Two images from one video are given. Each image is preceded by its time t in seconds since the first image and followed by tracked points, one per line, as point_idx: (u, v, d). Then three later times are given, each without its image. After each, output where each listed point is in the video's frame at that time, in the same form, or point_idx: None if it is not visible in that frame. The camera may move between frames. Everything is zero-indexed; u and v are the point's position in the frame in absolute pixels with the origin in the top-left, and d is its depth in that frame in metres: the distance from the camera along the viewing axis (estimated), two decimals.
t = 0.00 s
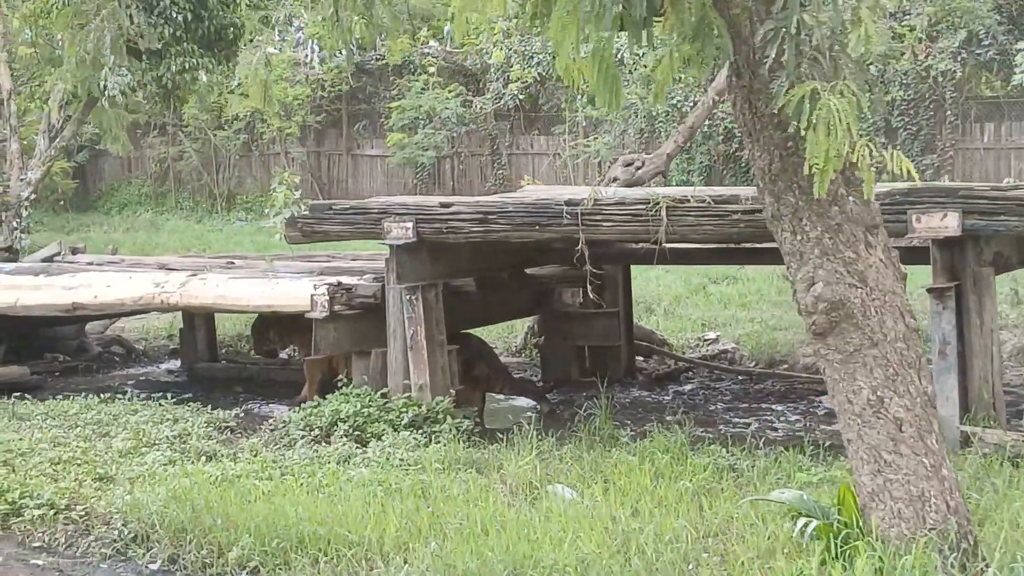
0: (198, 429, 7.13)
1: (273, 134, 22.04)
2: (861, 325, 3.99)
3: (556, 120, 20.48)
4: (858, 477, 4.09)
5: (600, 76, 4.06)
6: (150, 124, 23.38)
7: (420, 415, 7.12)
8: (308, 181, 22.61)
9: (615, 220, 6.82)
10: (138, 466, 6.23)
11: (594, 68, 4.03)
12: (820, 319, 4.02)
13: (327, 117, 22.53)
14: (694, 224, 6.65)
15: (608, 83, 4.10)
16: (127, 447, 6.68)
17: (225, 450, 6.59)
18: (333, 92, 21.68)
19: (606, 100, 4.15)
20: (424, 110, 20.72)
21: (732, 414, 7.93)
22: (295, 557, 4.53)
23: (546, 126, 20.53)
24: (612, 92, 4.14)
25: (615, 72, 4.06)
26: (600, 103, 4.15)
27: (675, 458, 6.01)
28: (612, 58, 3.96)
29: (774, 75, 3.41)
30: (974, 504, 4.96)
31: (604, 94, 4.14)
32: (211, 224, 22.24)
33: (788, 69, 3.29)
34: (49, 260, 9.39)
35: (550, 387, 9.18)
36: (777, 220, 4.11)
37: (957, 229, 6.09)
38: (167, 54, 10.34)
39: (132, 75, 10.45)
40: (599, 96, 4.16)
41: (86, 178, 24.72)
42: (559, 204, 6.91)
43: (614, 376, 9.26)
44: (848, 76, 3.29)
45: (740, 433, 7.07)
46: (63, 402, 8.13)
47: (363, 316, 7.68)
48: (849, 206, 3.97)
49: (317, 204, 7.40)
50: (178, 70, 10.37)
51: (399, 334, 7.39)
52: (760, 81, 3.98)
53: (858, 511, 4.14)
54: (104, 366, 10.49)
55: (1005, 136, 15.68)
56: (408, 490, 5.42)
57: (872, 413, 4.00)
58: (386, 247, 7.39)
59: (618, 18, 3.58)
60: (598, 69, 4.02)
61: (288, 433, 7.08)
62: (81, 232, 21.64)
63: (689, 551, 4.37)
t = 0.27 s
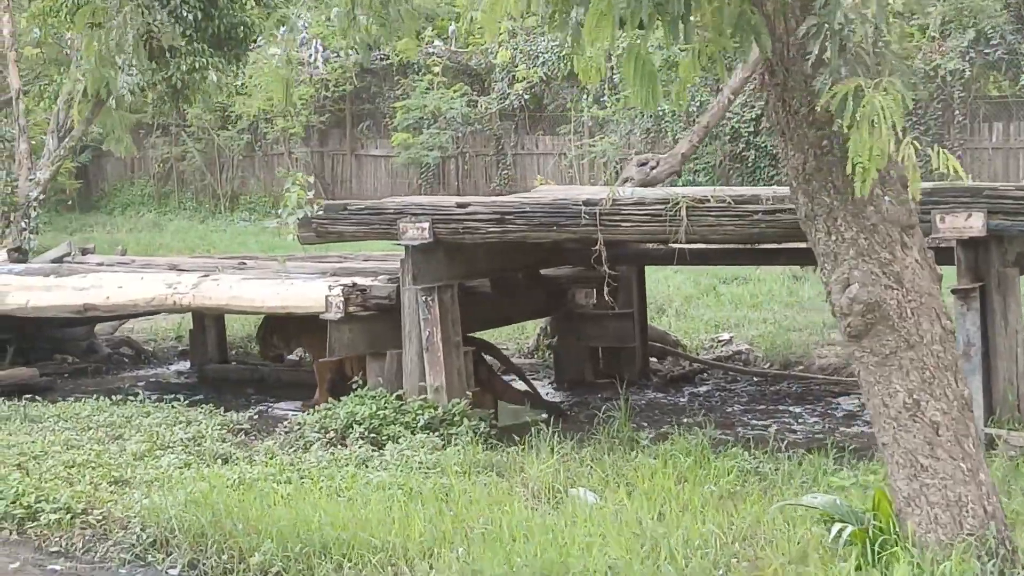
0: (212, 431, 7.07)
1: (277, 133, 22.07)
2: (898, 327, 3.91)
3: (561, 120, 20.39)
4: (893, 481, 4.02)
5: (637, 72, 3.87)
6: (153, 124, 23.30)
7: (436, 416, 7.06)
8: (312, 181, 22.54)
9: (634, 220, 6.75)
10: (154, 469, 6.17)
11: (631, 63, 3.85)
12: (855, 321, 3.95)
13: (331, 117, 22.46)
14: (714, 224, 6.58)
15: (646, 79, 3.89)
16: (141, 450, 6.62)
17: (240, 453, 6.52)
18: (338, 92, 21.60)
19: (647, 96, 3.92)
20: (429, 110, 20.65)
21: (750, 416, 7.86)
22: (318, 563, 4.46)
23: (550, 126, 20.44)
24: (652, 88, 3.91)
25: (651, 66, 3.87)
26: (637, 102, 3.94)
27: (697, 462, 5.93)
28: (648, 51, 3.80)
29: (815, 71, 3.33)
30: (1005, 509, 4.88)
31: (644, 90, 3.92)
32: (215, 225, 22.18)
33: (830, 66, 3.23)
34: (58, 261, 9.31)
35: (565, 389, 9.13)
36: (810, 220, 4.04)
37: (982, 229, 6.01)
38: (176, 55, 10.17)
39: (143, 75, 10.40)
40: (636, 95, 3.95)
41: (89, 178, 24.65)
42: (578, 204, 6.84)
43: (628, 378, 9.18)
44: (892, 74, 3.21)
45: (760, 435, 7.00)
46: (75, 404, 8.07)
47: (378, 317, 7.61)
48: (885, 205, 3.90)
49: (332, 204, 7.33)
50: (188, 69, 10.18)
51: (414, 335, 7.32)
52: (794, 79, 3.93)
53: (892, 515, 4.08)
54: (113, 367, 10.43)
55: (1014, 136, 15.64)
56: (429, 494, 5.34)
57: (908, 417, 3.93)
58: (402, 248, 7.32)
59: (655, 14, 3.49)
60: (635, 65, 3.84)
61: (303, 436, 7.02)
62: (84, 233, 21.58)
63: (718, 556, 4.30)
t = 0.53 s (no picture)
0: (226, 433, 7.00)
1: (280, 134, 22.06)
2: (933, 328, 3.85)
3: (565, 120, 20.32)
4: (928, 486, 3.96)
5: (672, 69, 3.80)
6: (156, 124, 23.24)
7: (452, 418, 6.99)
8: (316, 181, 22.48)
9: (652, 220, 6.68)
10: (169, 472, 6.10)
11: (665, 59, 3.78)
12: (890, 323, 3.88)
13: (334, 117, 22.40)
14: (734, 224, 6.51)
15: (680, 77, 3.82)
16: (155, 452, 6.55)
17: (255, 455, 6.45)
18: (341, 91, 21.54)
19: (682, 94, 3.85)
20: (433, 110, 20.60)
21: (766, 417, 7.79)
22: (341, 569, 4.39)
23: (554, 125, 20.38)
24: (687, 86, 3.84)
25: (686, 62, 3.79)
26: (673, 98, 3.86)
27: (719, 464, 5.87)
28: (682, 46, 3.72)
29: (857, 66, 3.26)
30: None
31: (679, 88, 3.85)
32: (218, 225, 22.12)
33: (873, 63, 3.16)
34: (68, 262, 9.24)
35: (578, 390, 9.06)
36: (844, 220, 3.98)
37: (1005, 229, 5.91)
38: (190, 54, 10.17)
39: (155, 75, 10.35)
40: (671, 92, 3.87)
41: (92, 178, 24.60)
42: (595, 204, 6.78)
43: (642, 379, 9.10)
44: (936, 71, 3.14)
45: (779, 437, 6.94)
46: (86, 406, 8.00)
47: (392, 318, 7.54)
48: (920, 205, 3.83)
49: (346, 204, 7.26)
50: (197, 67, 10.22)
51: (429, 336, 7.25)
52: (828, 76, 3.87)
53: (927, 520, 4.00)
54: (122, 369, 10.37)
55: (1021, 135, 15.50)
56: (450, 498, 5.28)
57: (944, 420, 3.86)
58: (416, 248, 7.25)
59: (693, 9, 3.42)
60: (669, 61, 3.76)
61: (318, 438, 6.95)
62: (87, 232, 21.53)
63: (748, 561, 4.23)
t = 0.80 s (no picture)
0: (241, 435, 6.94)
1: (284, 134, 21.99)
2: (970, 330, 3.79)
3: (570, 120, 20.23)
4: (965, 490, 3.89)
5: (709, 68, 3.75)
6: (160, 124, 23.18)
7: (468, 420, 6.94)
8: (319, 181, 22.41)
9: (671, 220, 6.62)
10: (186, 475, 6.05)
11: (703, 61, 3.72)
12: (927, 324, 3.82)
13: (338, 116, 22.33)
14: (754, 224, 6.45)
15: (718, 77, 3.79)
16: (170, 455, 6.49)
17: (271, 457, 6.40)
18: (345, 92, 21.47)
19: (720, 93, 3.84)
20: (437, 110, 20.53)
21: (783, 419, 7.73)
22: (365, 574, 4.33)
23: (559, 125, 20.33)
24: (724, 83, 3.82)
25: (724, 60, 3.73)
26: (708, 97, 3.83)
27: (741, 467, 5.81)
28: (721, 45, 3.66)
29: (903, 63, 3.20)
30: None
31: (716, 87, 3.82)
32: (222, 225, 22.05)
33: (918, 60, 3.11)
34: (78, 262, 9.19)
35: (592, 391, 9.00)
36: (878, 220, 3.91)
37: None
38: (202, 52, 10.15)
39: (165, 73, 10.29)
40: (707, 92, 3.84)
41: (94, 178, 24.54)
42: (613, 203, 6.72)
43: (656, 380, 9.04)
44: (983, 68, 3.08)
45: (798, 439, 6.88)
46: (98, 407, 7.95)
47: (407, 319, 7.47)
48: (957, 205, 3.77)
49: (361, 204, 7.20)
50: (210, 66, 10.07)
51: (445, 337, 7.19)
52: (863, 74, 3.82)
53: (964, 523, 3.93)
54: (131, 370, 10.30)
55: None
56: (471, 502, 5.21)
57: (981, 422, 3.80)
58: (432, 248, 7.20)
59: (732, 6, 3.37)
60: (708, 61, 3.70)
61: (333, 440, 6.89)
62: (90, 233, 21.46)
63: (779, 566, 4.17)
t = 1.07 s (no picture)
0: (255, 437, 6.88)
1: (288, 134, 21.92)
2: (1007, 332, 3.73)
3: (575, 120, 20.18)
4: (1000, 495, 3.84)
5: (742, 63, 3.67)
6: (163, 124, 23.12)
7: (483, 422, 6.88)
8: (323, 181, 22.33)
9: (689, 220, 6.55)
10: (201, 478, 5.99)
11: (735, 53, 3.66)
12: (963, 326, 3.77)
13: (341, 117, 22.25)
14: (773, 225, 6.38)
15: (750, 72, 3.71)
16: (184, 457, 6.43)
17: (287, 460, 6.34)
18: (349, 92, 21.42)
19: (752, 91, 3.73)
20: (442, 110, 20.45)
21: (800, 421, 7.67)
22: None
23: (564, 125, 20.27)
24: (758, 80, 3.73)
25: (757, 55, 3.67)
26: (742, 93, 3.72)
27: (763, 470, 5.75)
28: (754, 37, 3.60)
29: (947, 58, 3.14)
30: None
31: (749, 84, 3.73)
32: (225, 226, 21.98)
33: (962, 56, 3.05)
34: (88, 263, 9.13)
35: (605, 393, 8.94)
36: (912, 220, 3.86)
37: None
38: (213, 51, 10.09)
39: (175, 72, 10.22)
40: (740, 90, 3.74)
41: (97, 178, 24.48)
42: (630, 203, 6.65)
43: (669, 381, 8.98)
44: None
45: (817, 441, 6.82)
46: (109, 409, 7.89)
47: (421, 319, 7.41)
48: (993, 206, 3.71)
49: (375, 204, 7.14)
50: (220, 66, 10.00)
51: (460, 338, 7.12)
52: (897, 71, 3.77)
53: (999, 528, 3.85)
54: (140, 371, 10.25)
55: None
56: (491, 505, 5.16)
57: (1018, 426, 3.74)
58: (447, 249, 7.14)
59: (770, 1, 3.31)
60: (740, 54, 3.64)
61: (348, 442, 6.84)
62: (93, 233, 21.39)
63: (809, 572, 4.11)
